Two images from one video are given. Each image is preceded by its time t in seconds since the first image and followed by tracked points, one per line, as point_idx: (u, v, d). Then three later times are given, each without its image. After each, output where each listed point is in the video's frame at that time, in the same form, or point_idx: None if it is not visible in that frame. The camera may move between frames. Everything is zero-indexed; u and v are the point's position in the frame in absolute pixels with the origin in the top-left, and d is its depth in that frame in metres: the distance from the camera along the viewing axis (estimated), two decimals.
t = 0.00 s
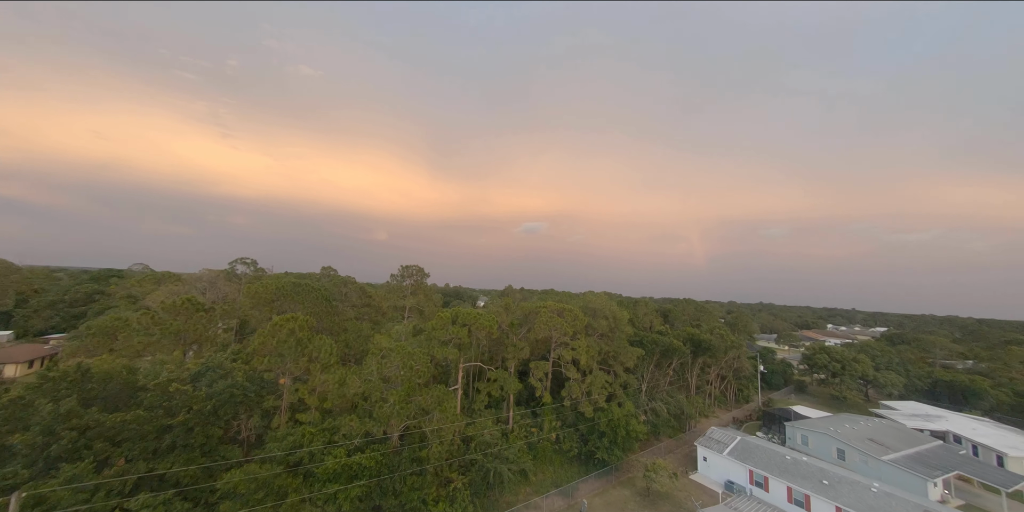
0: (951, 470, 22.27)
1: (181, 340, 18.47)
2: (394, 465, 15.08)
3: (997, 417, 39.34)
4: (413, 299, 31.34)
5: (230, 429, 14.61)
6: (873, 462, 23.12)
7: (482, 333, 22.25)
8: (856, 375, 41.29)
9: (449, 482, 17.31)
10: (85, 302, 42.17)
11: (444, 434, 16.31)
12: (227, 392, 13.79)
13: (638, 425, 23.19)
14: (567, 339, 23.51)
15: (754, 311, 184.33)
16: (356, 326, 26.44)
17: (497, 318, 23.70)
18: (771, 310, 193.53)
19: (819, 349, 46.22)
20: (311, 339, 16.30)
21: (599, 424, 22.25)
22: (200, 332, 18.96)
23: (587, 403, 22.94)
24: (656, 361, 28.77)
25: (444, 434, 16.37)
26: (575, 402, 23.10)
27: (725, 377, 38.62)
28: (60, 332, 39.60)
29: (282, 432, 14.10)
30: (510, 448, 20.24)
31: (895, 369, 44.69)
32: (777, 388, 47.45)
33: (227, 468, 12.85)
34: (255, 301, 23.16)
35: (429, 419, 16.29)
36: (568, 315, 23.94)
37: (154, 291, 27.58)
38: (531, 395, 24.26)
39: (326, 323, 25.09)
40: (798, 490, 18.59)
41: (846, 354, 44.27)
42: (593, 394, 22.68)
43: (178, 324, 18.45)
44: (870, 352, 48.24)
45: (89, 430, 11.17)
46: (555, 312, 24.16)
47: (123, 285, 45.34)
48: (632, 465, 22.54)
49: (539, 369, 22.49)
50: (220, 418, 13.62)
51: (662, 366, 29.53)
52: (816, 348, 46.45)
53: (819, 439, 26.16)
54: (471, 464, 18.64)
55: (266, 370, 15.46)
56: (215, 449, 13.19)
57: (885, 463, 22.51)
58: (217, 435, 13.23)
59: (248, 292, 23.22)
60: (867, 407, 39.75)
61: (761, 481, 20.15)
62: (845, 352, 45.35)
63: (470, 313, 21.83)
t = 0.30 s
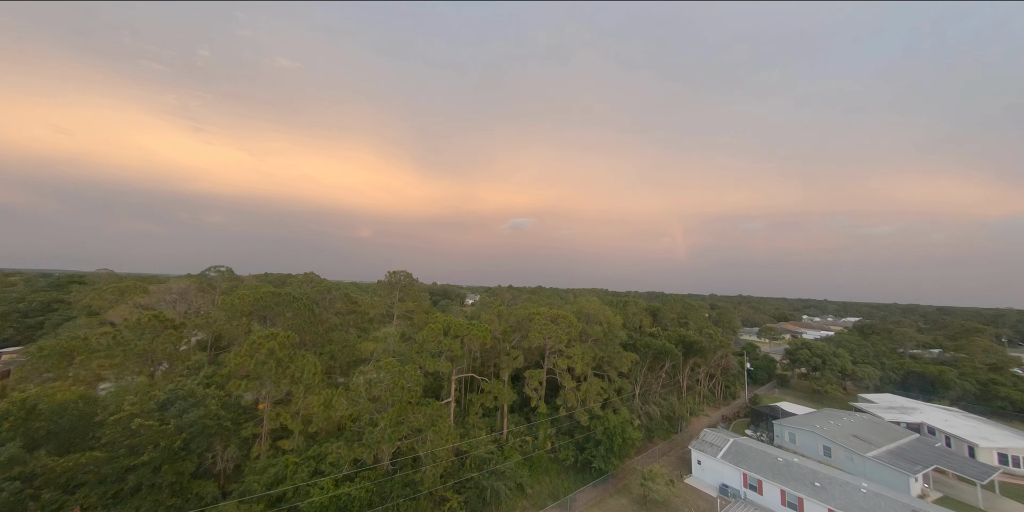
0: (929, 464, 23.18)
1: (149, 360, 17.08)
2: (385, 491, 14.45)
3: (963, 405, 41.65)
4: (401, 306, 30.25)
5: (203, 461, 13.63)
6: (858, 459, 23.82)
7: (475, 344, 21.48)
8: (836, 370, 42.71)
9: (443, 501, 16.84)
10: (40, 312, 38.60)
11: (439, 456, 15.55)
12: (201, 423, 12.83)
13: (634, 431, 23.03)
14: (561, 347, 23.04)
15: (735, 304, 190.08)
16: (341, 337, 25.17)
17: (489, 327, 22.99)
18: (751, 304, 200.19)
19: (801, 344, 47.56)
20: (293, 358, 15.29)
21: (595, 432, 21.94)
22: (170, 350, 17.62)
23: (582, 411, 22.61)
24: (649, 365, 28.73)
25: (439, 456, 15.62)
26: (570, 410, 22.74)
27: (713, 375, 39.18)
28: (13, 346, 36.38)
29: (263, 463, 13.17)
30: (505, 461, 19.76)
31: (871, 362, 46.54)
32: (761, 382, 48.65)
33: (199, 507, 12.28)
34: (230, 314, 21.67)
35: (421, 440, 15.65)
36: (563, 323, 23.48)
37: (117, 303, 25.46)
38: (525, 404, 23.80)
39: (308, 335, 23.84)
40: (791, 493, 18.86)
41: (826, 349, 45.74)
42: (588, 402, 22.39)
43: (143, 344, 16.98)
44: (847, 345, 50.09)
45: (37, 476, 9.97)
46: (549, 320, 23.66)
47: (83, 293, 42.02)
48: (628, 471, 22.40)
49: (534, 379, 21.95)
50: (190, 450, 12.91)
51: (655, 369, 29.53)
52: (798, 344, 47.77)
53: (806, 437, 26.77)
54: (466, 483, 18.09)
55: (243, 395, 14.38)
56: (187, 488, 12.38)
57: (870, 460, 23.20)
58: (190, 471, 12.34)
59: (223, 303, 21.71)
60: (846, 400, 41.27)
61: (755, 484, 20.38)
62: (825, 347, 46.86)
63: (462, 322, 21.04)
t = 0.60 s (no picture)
0: (912, 456, 24.04)
1: (113, 387, 15.57)
2: None
3: (934, 393, 43.86)
4: (389, 316, 29.01)
5: (175, 503, 12.82)
6: (846, 454, 24.47)
7: (470, 356, 20.73)
8: (818, 363, 44.11)
9: None
10: None
11: (436, 480, 15.02)
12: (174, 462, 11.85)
13: (631, 437, 22.82)
14: (558, 355, 22.56)
15: (717, 297, 195.90)
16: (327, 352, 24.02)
17: (484, 337, 22.30)
18: (732, 296, 206.53)
19: (784, 338, 48.84)
20: (276, 382, 14.32)
21: (594, 440, 21.61)
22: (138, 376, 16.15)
23: (580, 419, 22.25)
24: (643, 367, 28.69)
25: (436, 481, 15.03)
26: (568, 419, 22.34)
27: (704, 373, 39.68)
28: None
29: (243, 504, 12.13)
30: (503, 477, 19.17)
31: (850, 354, 48.38)
32: (747, 377, 49.78)
33: None
34: (204, 333, 20.18)
35: (417, 464, 15.00)
36: (559, 331, 23.05)
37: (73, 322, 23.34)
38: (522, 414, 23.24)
39: (290, 352, 22.61)
40: (788, 494, 19.07)
41: (809, 343, 47.13)
42: (586, 410, 22.11)
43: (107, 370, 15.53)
44: (827, 338, 51.95)
45: None
46: (544, 328, 23.19)
47: (37, 306, 38.64)
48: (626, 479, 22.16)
49: (532, 389, 21.40)
50: (159, 496, 12.00)
51: (649, 371, 29.50)
52: (782, 338, 49.03)
53: (795, 434, 27.35)
54: (464, 504, 17.69)
55: (221, 427, 13.27)
56: None
57: (857, 455, 23.85)
58: None
59: (195, 320, 20.18)
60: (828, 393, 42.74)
61: (751, 486, 20.54)
62: (807, 340, 48.31)
63: (456, 335, 20.27)
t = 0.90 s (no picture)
0: (897, 447, 24.87)
1: (69, 424, 14.02)
2: None
3: (908, 379, 45.98)
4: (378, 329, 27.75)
5: None
6: (835, 448, 25.12)
7: (465, 370, 19.93)
8: (802, 355, 45.38)
9: None
10: None
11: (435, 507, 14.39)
12: None
13: (630, 444, 22.59)
14: (556, 365, 22.03)
15: (701, 290, 200.97)
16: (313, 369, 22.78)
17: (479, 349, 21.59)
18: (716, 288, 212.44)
19: (769, 332, 50.04)
20: (261, 410, 13.44)
21: (594, 449, 21.26)
22: (98, 411, 14.66)
23: (579, 429, 21.86)
24: (639, 370, 28.58)
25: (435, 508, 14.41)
26: (567, 429, 21.91)
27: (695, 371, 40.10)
28: None
29: None
30: (502, 493, 18.59)
31: (830, 344, 50.10)
32: (735, 370, 50.84)
33: None
34: (174, 357, 18.64)
35: (415, 492, 14.36)
36: (556, 340, 22.58)
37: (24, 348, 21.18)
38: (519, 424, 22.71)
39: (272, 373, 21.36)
40: (786, 495, 19.27)
41: (793, 335, 48.46)
42: (585, 418, 21.77)
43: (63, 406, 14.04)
44: (808, 330, 53.64)
45: None
46: (540, 337, 22.68)
47: None
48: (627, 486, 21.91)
49: (530, 401, 20.83)
50: None
51: (644, 373, 29.43)
52: (767, 331, 50.21)
53: (786, 429, 27.89)
54: None
55: (197, 467, 12.12)
56: None
57: (846, 449, 24.48)
58: None
59: (163, 344, 18.59)
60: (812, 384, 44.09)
61: (750, 488, 20.67)
62: (791, 333, 49.68)
63: (450, 348, 19.42)
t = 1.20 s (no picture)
0: (884, 437, 25.63)
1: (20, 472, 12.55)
2: None
3: (885, 366, 47.96)
4: (367, 343, 26.58)
5: None
6: (827, 441, 25.69)
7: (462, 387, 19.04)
8: (787, 347, 46.61)
9: None
10: None
11: None
12: None
13: (631, 450, 22.31)
14: (554, 374, 21.48)
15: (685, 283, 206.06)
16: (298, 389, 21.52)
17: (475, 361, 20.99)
18: (699, 280, 218.06)
19: (756, 325, 51.18)
20: (241, 445, 12.54)
21: (595, 458, 20.91)
22: (54, 456, 13.07)
23: (580, 437, 21.45)
24: (635, 372, 28.44)
25: None
26: (568, 438, 21.41)
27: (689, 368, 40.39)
28: None
29: None
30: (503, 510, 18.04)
31: (813, 335, 51.74)
32: (724, 363, 51.79)
33: None
34: (141, 387, 17.08)
35: None
36: (554, 349, 22.08)
37: None
38: (518, 434, 22.16)
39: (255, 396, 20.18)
40: (785, 494, 19.43)
41: (778, 328, 49.74)
42: (585, 426, 21.42)
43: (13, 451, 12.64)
44: (792, 322, 55.19)
45: None
46: (537, 346, 22.17)
47: None
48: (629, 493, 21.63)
49: (530, 413, 20.22)
50: None
51: (641, 375, 29.32)
52: (754, 324, 51.34)
53: (779, 424, 28.38)
54: None
55: None
56: None
57: (837, 442, 25.05)
58: None
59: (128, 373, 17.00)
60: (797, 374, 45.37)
61: (749, 488, 20.79)
62: (776, 325, 50.99)
63: (446, 363, 18.63)
